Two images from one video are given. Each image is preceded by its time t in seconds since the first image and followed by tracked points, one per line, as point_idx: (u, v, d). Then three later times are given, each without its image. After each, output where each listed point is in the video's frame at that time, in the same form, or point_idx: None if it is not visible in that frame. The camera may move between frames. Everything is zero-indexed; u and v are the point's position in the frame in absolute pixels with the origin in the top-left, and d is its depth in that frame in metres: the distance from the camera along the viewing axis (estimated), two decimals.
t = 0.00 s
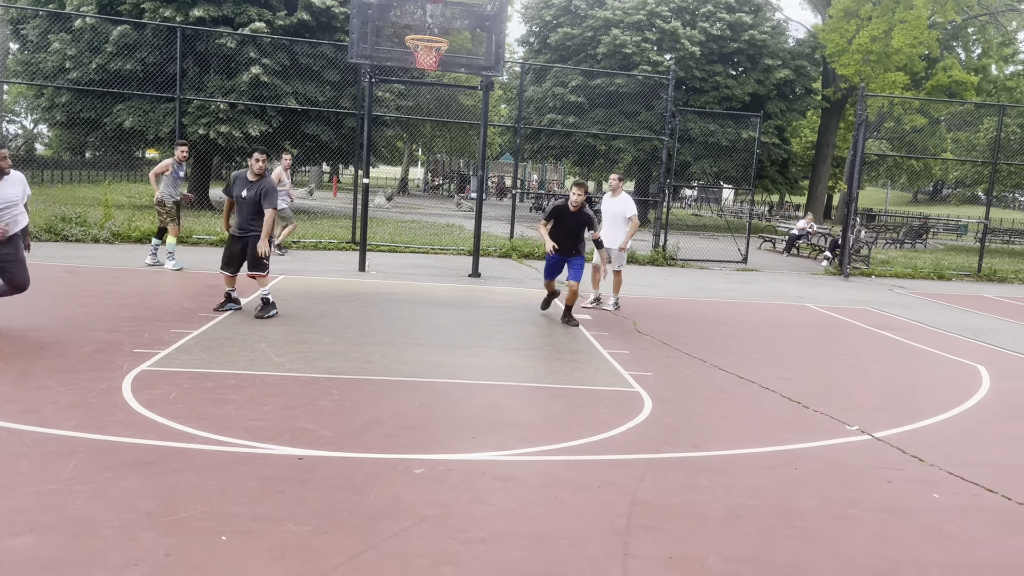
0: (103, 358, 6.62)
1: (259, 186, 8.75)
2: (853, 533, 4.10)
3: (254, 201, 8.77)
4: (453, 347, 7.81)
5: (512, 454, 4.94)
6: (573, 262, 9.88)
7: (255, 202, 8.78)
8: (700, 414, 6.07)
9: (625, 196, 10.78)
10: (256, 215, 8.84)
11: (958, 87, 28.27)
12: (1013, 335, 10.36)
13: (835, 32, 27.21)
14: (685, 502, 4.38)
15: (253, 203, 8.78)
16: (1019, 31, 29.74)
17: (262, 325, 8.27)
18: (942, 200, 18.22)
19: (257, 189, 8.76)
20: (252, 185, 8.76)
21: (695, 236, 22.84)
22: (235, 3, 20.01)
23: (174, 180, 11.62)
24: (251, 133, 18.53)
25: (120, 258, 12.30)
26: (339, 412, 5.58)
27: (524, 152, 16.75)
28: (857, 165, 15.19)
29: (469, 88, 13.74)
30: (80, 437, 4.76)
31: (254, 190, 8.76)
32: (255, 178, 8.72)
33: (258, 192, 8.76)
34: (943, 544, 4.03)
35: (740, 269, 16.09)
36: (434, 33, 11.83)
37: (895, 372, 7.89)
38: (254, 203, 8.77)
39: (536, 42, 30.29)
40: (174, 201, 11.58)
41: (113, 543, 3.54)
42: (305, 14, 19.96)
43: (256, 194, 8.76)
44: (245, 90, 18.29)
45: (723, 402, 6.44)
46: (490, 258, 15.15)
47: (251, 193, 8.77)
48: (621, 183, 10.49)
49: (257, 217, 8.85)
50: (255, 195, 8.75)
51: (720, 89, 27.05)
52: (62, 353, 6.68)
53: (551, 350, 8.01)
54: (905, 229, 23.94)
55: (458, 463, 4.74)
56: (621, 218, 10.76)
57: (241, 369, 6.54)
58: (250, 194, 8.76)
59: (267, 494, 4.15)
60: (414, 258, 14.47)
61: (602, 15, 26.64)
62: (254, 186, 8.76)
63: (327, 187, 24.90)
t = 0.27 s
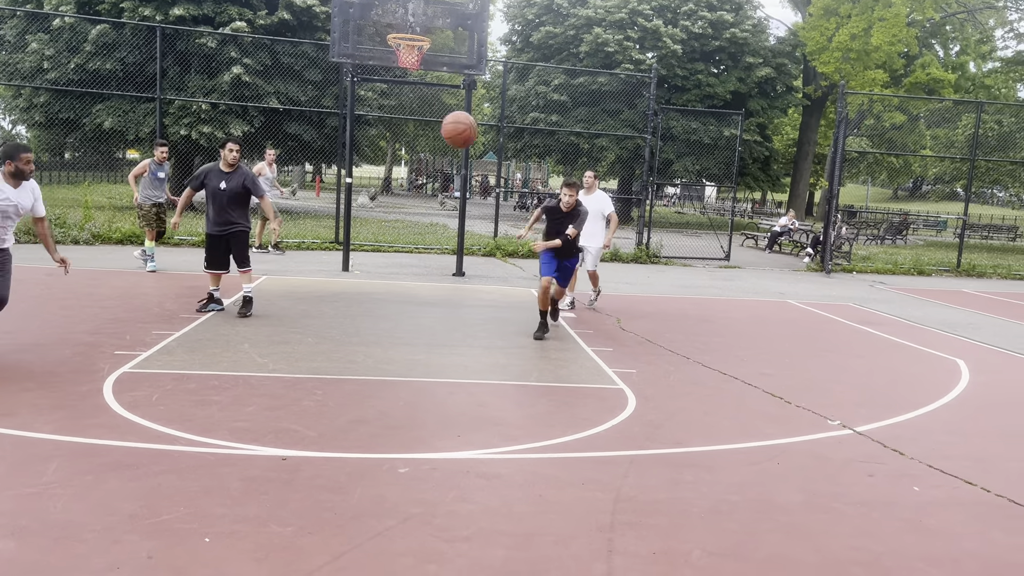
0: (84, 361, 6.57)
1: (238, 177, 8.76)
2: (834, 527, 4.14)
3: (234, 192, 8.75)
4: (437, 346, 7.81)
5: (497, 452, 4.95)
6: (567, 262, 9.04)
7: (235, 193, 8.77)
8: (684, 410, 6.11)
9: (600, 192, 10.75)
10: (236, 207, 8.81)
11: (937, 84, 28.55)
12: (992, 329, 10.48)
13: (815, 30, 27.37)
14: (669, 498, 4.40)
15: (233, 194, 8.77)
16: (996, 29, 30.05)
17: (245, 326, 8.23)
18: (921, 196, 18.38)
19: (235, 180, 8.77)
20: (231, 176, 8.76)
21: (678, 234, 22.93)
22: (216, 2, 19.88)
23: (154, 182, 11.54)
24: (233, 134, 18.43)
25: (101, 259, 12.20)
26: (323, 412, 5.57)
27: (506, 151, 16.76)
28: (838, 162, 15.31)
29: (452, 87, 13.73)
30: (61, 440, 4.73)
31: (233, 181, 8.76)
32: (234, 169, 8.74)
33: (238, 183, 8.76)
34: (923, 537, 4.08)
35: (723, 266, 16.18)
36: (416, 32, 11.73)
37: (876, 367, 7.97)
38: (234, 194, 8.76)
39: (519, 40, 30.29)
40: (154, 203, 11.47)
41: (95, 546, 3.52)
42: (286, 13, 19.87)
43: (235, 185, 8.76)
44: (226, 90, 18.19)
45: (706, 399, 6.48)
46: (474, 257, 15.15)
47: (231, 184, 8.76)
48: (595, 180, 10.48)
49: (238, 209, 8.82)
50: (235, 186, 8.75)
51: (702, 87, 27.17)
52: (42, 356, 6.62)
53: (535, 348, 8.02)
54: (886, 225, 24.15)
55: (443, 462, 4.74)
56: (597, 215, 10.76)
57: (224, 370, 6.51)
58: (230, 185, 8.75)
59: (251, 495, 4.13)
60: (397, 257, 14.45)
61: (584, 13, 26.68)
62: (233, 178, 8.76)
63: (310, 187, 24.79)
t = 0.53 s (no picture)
0: (56, 365, 6.47)
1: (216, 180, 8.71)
2: (811, 521, 4.18)
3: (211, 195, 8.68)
4: (414, 347, 7.78)
5: (475, 452, 4.94)
6: (561, 265, 7.89)
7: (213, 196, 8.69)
8: (662, 408, 6.13)
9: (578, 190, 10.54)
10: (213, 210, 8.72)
11: (908, 82, 28.91)
12: (964, 324, 10.62)
13: (788, 29, 27.56)
14: (648, 494, 4.42)
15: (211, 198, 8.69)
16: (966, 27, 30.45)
17: (220, 328, 8.15)
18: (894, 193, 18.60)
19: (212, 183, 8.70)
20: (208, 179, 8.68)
21: (655, 232, 23.03)
22: (188, 2, 19.68)
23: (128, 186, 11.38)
24: (206, 135, 18.26)
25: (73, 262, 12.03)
26: (300, 414, 5.53)
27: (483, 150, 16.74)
28: (812, 160, 15.44)
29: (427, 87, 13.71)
30: (32, 446, 4.65)
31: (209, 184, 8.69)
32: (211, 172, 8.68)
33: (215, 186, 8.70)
34: (898, 529, 4.12)
35: (700, 263, 16.27)
36: (390, 31, 11.71)
37: (852, 363, 8.04)
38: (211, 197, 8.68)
39: (494, 40, 30.26)
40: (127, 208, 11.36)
41: (68, 552, 3.46)
42: (259, 13, 19.72)
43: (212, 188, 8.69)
44: (199, 90, 18.01)
45: (683, 396, 6.50)
46: (451, 256, 15.12)
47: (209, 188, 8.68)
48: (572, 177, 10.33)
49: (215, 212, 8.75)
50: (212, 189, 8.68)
51: (677, 86, 27.32)
52: (12, 361, 6.51)
53: (513, 347, 8.02)
54: (860, 222, 24.40)
55: (421, 462, 4.72)
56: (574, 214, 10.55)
57: (199, 373, 6.44)
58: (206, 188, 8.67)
59: (228, 498, 4.09)
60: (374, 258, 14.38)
61: (560, 13, 26.72)
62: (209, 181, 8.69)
63: (286, 188, 24.62)
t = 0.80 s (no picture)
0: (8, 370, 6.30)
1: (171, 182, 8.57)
2: (773, 514, 4.24)
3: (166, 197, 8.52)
4: (377, 347, 7.73)
5: (440, 452, 4.93)
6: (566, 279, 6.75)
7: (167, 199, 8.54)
8: (625, 404, 6.17)
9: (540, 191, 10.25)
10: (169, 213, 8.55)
11: (861, 82, 29.49)
12: (917, 318, 10.86)
13: (745, 28, 27.88)
14: (613, 491, 4.44)
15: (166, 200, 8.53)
16: (917, 28, 31.12)
17: (179, 331, 8.00)
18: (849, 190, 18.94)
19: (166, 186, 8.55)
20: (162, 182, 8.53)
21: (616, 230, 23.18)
22: None
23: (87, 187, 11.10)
24: (162, 134, 17.95)
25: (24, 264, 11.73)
26: (262, 417, 5.46)
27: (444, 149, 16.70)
28: (770, 158, 15.68)
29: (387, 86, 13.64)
30: None
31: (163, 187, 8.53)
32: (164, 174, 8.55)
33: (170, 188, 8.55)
34: (857, 521, 4.20)
35: (660, 261, 16.42)
36: (350, 29, 11.63)
37: (809, 358, 8.18)
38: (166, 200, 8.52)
39: (454, 38, 30.18)
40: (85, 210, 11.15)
41: (24, 561, 3.37)
42: (215, 10, 19.43)
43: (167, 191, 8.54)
44: (155, 89, 17.69)
45: (646, 393, 6.55)
46: (414, 256, 15.05)
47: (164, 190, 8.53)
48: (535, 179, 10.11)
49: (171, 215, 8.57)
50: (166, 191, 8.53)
51: (637, 85, 27.53)
52: None
53: (476, 346, 8.01)
54: (816, 219, 24.81)
55: (386, 463, 4.69)
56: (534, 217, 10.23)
57: (158, 376, 6.33)
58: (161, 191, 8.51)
59: (189, 503, 4.02)
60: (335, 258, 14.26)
61: (520, 12, 26.75)
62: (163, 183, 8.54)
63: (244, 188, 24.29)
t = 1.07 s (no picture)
0: None
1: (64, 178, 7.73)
2: (704, 499, 4.35)
3: (61, 195, 7.71)
4: (308, 343, 7.61)
5: (374, 447, 4.89)
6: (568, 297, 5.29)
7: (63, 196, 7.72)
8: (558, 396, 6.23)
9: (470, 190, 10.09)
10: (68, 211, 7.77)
11: (780, 78, 30.34)
12: (835, 307, 11.26)
13: (669, 24, 28.19)
14: (548, 481, 4.48)
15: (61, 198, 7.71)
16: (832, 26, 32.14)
17: (98, 329, 7.72)
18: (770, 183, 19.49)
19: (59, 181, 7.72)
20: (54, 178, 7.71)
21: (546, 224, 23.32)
22: None
23: None
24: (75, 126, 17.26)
25: None
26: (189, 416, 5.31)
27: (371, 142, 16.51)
28: (694, 152, 16.00)
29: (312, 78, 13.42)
30: None
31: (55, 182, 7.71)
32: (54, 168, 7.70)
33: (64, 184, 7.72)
34: (784, 504, 4.34)
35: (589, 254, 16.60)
36: (275, 20, 11.42)
37: (734, 347, 8.41)
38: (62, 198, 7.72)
39: (381, 30, 29.85)
40: None
41: None
42: None
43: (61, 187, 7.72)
44: (66, 78, 16.99)
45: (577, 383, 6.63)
46: (342, 250, 14.85)
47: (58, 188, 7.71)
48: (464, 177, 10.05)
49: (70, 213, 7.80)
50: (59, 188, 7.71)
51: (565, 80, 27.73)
52: None
53: (409, 341, 7.97)
54: (739, 213, 25.46)
55: (320, 460, 4.63)
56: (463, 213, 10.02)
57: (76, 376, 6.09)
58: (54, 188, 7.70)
59: (115, 506, 3.89)
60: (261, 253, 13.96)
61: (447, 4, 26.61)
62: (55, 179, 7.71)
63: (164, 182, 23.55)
